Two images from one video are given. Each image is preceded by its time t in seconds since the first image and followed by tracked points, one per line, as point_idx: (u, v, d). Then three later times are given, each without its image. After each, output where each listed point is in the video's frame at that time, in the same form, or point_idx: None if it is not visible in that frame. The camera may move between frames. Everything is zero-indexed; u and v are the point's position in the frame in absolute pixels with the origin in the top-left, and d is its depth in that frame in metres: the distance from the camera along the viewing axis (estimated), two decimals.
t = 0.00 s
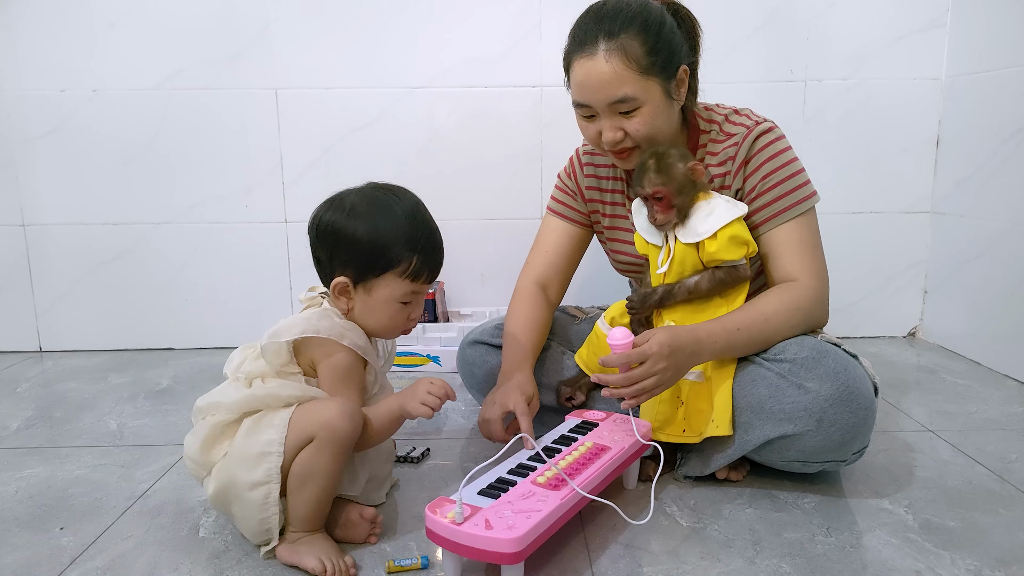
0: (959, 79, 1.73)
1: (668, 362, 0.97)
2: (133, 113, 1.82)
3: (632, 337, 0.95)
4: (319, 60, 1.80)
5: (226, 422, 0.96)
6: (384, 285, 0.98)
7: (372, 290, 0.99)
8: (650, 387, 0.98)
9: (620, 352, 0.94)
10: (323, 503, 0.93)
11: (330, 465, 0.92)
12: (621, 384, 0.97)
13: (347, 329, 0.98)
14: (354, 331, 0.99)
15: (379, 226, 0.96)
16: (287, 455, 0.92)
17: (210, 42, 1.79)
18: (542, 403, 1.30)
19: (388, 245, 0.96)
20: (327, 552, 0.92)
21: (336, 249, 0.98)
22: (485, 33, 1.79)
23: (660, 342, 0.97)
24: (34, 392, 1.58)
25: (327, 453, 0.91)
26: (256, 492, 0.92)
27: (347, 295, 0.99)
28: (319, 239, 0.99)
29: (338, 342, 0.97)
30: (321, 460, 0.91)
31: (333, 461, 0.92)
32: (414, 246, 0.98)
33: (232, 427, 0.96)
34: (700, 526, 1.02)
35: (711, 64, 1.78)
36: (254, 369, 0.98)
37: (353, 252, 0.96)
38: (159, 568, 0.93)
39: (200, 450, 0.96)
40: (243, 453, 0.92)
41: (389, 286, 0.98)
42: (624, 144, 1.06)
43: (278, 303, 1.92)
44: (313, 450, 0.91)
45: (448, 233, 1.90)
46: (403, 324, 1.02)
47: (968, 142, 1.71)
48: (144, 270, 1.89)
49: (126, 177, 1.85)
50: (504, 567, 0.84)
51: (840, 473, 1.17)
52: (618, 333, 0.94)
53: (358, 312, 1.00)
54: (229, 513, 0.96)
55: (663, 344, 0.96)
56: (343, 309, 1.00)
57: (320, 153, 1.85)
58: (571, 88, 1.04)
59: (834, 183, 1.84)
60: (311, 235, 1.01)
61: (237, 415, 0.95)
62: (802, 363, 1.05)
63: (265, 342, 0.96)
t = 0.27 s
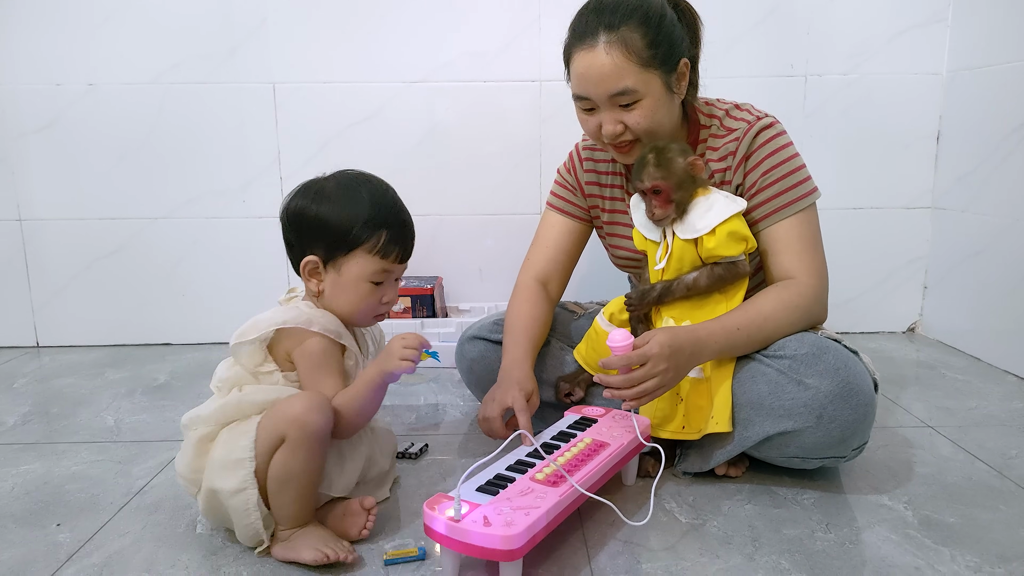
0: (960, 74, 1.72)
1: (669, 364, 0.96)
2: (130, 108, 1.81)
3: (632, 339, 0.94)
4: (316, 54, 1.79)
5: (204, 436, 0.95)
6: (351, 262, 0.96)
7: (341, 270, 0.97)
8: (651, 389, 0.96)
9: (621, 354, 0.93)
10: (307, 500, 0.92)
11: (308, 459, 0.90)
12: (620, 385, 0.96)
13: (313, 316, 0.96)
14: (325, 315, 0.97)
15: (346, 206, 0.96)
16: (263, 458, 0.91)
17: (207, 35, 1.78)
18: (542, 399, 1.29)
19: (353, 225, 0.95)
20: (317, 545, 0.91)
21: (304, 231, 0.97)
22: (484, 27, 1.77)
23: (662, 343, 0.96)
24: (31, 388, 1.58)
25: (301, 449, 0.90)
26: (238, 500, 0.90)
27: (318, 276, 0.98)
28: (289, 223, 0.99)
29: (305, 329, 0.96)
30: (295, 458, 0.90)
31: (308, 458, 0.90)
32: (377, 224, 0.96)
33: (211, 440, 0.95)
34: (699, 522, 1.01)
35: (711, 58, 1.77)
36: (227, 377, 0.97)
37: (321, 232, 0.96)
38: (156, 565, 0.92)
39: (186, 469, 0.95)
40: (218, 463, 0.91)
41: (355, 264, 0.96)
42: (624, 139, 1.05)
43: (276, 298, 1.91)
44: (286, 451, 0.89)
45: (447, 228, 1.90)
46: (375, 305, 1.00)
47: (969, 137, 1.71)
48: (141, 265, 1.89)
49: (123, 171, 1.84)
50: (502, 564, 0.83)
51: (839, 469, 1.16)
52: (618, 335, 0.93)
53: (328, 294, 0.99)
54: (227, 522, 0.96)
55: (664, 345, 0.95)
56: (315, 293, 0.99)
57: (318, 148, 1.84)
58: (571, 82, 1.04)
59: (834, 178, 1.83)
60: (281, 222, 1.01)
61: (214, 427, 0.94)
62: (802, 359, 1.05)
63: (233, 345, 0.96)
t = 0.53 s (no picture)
0: (961, 71, 1.72)
1: (671, 364, 0.96)
2: (130, 106, 1.81)
3: (632, 340, 0.95)
4: (317, 52, 1.79)
5: (162, 451, 0.96)
6: (306, 269, 0.95)
7: (296, 277, 0.95)
8: (654, 390, 0.97)
9: (622, 356, 0.94)
10: (264, 502, 0.91)
11: (247, 465, 0.89)
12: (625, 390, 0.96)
13: (255, 333, 0.93)
14: (274, 326, 0.95)
15: (303, 210, 0.94)
16: (204, 467, 0.92)
17: (207, 33, 1.77)
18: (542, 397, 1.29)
19: (312, 228, 0.93)
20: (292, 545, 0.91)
21: (263, 235, 0.96)
22: (484, 24, 1.77)
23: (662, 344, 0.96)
24: (31, 387, 1.58)
25: (236, 456, 0.89)
26: (195, 508, 0.92)
27: (277, 281, 0.98)
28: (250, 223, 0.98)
29: (247, 345, 0.93)
30: (231, 465, 0.89)
31: (244, 464, 0.89)
32: (336, 229, 0.94)
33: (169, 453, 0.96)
34: (700, 520, 1.01)
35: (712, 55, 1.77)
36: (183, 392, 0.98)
37: (276, 237, 0.95)
38: (156, 563, 0.93)
39: (155, 483, 0.97)
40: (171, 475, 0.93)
41: (310, 273, 0.95)
42: (629, 130, 1.05)
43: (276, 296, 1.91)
44: (217, 460, 0.89)
45: (448, 226, 1.90)
46: (332, 314, 0.97)
47: (970, 135, 1.70)
48: (142, 264, 1.89)
49: (123, 170, 1.84)
50: (502, 562, 0.84)
51: (839, 467, 1.16)
52: (619, 337, 0.94)
53: (286, 301, 0.97)
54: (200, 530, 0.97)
55: (664, 346, 0.95)
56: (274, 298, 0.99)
57: (318, 146, 1.85)
58: (581, 67, 1.03)
59: (835, 176, 1.83)
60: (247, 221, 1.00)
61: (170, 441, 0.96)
62: (802, 358, 1.05)
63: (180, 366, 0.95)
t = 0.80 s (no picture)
0: (958, 69, 1.72)
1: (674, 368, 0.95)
2: (126, 104, 1.81)
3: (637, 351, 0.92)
4: (314, 49, 1.78)
5: (149, 461, 0.96)
6: (277, 273, 0.94)
7: (268, 282, 0.95)
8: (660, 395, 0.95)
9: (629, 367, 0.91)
10: (248, 507, 0.90)
11: (227, 470, 0.89)
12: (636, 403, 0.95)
13: (233, 337, 0.93)
14: (250, 327, 0.95)
15: (263, 207, 0.92)
16: (185, 475, 0.91)
17: (203, 31, 1.77)
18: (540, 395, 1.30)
19: (284, 225, 0.92)
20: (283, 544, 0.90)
21: (227, 238, 0.94)
22: (482, 22, 1.77)
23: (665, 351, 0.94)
24: (27, 385, 1.58)
25: (214, 462, 0.88)
26: (183, 514, 0.92)
27: (250, 288, 0.97)
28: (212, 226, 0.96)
29: (226, 349, 0.93)
30: (209, 472, 0.88)
31: (223, 472, 0.88)
32: (305, 228, 0.93)
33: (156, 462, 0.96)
34: (696, 517, 1.02)
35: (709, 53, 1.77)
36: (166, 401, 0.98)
37: (240, 240, 0.93)
38: (153, 562, 0.93)
39: (145, 491, 0.97)
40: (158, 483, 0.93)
41: (281, 277, 0.95)
42: (629, 126, 1.05)
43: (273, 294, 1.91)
44: (195, 469, 0.88)
45: (445, 224, 1.89)
46: (312, 312, 0.98)
47: (967, 132, 1.71)
48: (138, 262, 1.88)
49: (120, 167, 1.84)
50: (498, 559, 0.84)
51: (836, 464, 1.16)
52: (624, 349, 0.91)
53: (261, 304, 0.97)
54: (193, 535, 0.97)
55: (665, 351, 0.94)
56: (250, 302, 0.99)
57: (316, 143, 1.84)
58: (582, 63, 1.03)
59: (832, 173, 1.83)
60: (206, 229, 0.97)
61: (155, 451, 0.96)
62: (799, 355, 1.05)
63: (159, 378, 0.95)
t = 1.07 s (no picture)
0: (956, 71, 1.73)
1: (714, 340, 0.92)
2: (126, 106, 1.81)
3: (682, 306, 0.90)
4: (314, 51, 1.79)
5: (144, 470, 0.96)
6: (285, 275, 0.95)
7: (275, 286, 0.95)
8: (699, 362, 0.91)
9: (674, 319, 0.88)
10: (246, 509, 0.90)
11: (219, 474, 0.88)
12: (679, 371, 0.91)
13: (220, 346, 0.93)
14: (236, 334, 0.94)
15: (265, 209, 0.92)
16: (180, 481, 0.91)
17: (204, 33, 1.77)
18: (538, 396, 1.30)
19: (280, 225, 0.92)
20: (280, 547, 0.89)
21: (223, 245, 0.93)
22: (481, 24, 1.78)
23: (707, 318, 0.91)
24: (27, 387, 1.58)
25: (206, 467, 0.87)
26: (181, 520, 0.92)
27: (250, 294, 0.96)
28: (201, 236, 0.94)
29: (214, 359, 0.93)
30: (201, 477, 0.88)
31: (216, 476, 0.88)
32: (309, 230, 0.94)
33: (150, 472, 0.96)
34: (695, 518, 1.02)
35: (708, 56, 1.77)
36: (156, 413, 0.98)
37: (241, 245, 0.93)
38: (153, 563, 0.93)
39: (142, 502, 0.97)
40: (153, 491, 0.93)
41: (291, 276, 0.95)
42: (629, 128, 1.05)
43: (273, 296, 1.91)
44: (188, 474, 0.88)
45: (445, 226, 1.90)
46: (315, 310, 1.00)
47: (965, 135, 1.71)
48: (138, 264, 1.88)
49: (120, 169, 1.84)
50: (498, 560, 0.84)
51: (835, 465, 1.17)
52: (669, 302, 0.89)
53: (263, 308, 0.97)
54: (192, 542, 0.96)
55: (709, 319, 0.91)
56: (250, 308, 0.98)
57: (315, 146, 1.85)
58: (581, 66, 1.03)
59: (831, 176, 1.84)
60: (191, 236, 0.96)
61: (149, 462, 0.95)
62: (798, 357, 1.05)
63: (147, 388, 0.94)
